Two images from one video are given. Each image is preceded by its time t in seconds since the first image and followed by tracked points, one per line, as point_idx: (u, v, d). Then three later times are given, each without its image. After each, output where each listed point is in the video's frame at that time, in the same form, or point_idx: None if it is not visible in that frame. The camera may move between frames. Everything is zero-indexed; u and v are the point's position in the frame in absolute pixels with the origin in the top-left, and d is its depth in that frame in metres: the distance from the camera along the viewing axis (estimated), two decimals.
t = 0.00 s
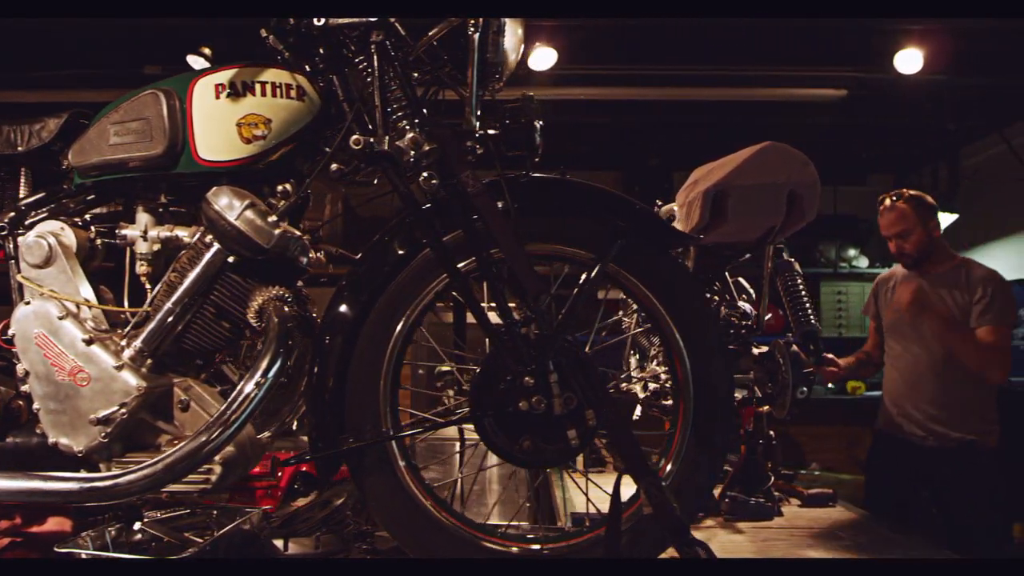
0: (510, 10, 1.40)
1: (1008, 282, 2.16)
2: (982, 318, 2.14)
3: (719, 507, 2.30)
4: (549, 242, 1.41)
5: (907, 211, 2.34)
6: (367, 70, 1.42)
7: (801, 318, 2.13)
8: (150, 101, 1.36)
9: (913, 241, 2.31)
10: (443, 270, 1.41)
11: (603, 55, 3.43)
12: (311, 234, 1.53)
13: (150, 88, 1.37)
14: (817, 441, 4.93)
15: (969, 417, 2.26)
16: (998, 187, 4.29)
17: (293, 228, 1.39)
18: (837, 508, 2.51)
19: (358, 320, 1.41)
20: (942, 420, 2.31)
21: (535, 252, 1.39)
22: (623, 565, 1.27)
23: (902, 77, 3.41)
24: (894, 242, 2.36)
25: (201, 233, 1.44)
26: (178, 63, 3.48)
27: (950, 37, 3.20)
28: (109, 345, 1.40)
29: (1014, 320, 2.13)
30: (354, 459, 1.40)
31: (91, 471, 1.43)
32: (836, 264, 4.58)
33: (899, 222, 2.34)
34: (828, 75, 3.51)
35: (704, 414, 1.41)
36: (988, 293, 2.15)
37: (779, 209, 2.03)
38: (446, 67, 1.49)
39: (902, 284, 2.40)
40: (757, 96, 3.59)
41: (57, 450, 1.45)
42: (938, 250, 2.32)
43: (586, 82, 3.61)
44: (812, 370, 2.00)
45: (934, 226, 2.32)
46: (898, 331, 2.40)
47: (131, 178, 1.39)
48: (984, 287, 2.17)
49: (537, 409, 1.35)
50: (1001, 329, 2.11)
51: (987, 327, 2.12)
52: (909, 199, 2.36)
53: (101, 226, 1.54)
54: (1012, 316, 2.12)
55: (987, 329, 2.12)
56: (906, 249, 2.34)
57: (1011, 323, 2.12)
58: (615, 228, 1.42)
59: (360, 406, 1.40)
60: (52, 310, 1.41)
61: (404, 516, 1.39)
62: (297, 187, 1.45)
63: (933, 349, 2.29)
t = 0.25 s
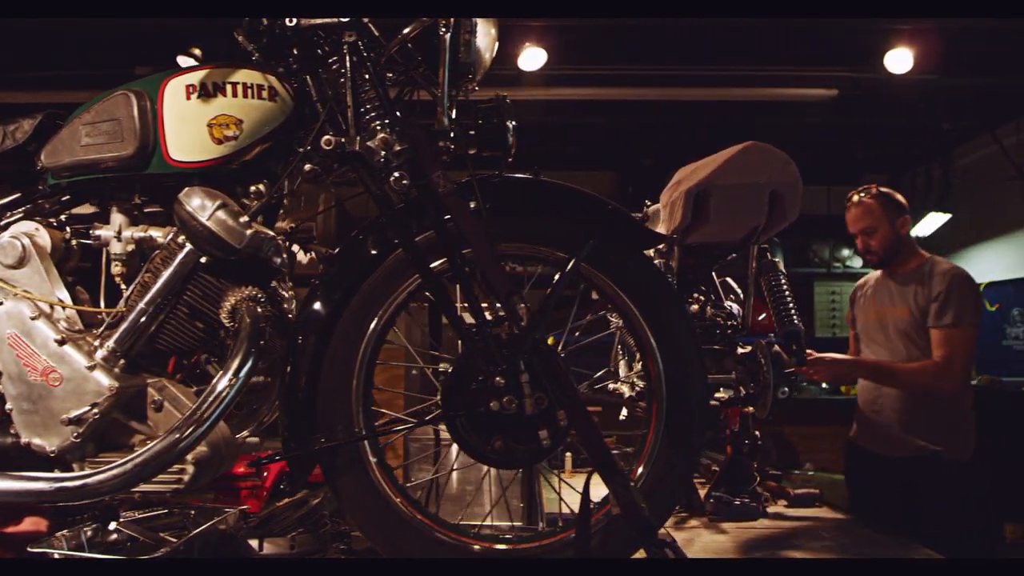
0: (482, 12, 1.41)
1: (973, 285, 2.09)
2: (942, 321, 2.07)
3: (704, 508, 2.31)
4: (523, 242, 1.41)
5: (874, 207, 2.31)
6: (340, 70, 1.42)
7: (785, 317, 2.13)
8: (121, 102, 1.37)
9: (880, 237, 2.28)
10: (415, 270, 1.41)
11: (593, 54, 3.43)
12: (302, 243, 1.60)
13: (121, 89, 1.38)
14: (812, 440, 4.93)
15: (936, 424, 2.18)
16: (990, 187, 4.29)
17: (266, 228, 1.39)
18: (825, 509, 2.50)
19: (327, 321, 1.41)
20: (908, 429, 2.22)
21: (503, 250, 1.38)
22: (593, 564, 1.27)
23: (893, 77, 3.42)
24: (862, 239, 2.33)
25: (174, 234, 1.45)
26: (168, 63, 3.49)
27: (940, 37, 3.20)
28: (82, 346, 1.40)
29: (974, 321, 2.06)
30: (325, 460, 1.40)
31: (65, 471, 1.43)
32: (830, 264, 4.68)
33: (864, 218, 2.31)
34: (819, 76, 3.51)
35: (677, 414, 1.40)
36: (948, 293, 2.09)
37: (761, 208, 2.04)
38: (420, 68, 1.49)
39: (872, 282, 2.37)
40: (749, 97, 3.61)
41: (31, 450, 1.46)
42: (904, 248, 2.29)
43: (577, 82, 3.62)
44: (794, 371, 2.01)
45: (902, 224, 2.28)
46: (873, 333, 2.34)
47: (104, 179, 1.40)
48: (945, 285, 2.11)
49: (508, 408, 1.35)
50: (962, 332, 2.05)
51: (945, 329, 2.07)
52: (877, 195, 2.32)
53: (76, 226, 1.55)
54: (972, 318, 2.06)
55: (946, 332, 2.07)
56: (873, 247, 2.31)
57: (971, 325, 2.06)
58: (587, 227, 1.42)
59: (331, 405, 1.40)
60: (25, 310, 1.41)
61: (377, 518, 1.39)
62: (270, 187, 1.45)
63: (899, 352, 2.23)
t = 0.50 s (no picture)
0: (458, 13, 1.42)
1: (932, 280, 2.08)
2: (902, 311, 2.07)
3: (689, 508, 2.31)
4: (498, 242, 1.40)
5: (835, 202, 2.37)
6: (314, 70, 1.42)
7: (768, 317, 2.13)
8: (94, 103, 1.38)
9: (841, 232, 2.35)
10: (388, 271, 1.41)
11: (584, 55, 3.43)
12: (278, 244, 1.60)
13: (94, 91, 1.39)
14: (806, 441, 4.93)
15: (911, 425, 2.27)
16: (982, 188, 4.31)
17: (241, 228, 1.40)
18: (812, 510, 2.50)
19: (300, 321, 1.41)
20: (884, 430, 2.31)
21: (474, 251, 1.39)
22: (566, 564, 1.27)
23: (883, 76, 3.42)
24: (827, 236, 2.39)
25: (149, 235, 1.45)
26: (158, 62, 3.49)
27: (930, 38, 3.21)
28: (56, 346, 1.41)
29: (935, 313, 2.06)
30: (298, 461, 1.40)
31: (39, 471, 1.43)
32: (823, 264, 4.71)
33: (827, 214, 2.38)
34: (810, 75, 3.51)
35: (650, 415, 1.40)
36: (907, 284, 2.10)
37: (746, 207, 2.05)
38: (394, 69, 1.49)
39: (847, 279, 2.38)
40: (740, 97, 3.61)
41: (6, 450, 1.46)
42: (867, 242, 2.31)
43: (568, 82, 3.62)
44: (776, 370, 2.00)
45: (861, 217, 2.31)
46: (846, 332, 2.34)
47: (77, 180, 1.41)
48: (905, 276, 2.12)
49: (480, 408, 1.35)
50: (920, 322, 2.04)
51: (905, 320, 2.07)
52: (841, 191, 2.37)
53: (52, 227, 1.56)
54: (932, 310, 2.06)
55: (906, 322, 2.06)
56: (838, 243, 2.37)
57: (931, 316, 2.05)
58: (560, 228, 1.43)
59: (304, 406, 1.40)
60: None
61: (351, 518, 1.39)
62: (244, 188, 1.45)
63: (867, 348, 2.24)
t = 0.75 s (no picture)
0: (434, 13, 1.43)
1: (871, 277, 2.05)
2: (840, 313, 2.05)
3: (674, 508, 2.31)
4: (473, 243, 1.41)
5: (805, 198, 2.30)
6: (288, 71, 1.42)
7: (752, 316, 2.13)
8: (68, 104, 1.39)
9: (811, 231, 2.29)
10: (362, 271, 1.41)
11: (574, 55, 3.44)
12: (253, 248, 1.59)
13: (68, 92, 1.40)
14: (801, 440, 4.93)
15: (890, 422, 2.13)
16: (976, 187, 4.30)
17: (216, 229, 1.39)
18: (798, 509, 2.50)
19: (275, 321, 1.41)
20: (859, 425, 2.19)
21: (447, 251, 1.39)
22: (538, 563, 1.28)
23: (875, 76, 3.41)
24: (799, 231, 2.35)
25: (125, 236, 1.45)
26: (148, 61, 3.49)
27: (919, 37, 3.21)
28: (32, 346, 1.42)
29: (875, 314, 2.03)
30: (272, 461, 1.40)
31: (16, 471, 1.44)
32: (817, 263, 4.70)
33: (800, 211, 2.31)
34: (802, 75, 3.50)
35: (625, 416, 1.41)
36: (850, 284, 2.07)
37: (727, 208, 2.06)
38: (369, 69, 1.50)
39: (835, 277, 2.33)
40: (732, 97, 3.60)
41: None
42: (837, 239, 2.25)
43: (559, 82, 3.63)
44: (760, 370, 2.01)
45: (828, 214, 2.25)
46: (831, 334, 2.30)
47: (52, 180, 1.41)
48: (850, 275, 2.09)
49: (453, 408, 1.35)
50: (856, 326, 2.02)
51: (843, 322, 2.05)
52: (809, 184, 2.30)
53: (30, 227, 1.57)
54: (872, 312, 2.03)
55: (845, 324, 2.04)
56: (810, 240, 2.32)
57: (871, 320, 2.03)
58: (535, 228, 1.43)
59: (278, 405, 1.40)
60: None
61: (325, 519, 1.39)
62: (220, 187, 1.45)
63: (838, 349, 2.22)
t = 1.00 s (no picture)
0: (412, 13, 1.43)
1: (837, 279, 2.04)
2: (805, 317, 2.03)
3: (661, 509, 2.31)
4: (449, 244, 1.41)
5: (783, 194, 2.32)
6: (265, 70, 1.42)
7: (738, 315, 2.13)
8: (43, 104, 1.40)
9: (790, 226, 2.31)
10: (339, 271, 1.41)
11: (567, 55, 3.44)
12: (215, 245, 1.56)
13: (44, 92, 1.42)
14: (796, 440, 4.91)
15: (876, 423, 2.06)
16: (972, 187, 4.29)
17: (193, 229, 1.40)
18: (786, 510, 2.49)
19: (251, 321, 1.41)
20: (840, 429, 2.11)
21: (423, 252, 1.39)
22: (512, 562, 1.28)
23: (869, 76, 3.40)
24: (780, 227, 2.37)
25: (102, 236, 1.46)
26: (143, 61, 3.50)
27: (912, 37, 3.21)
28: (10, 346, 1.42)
29: (841, 317, 2.01)
30: (249, 461, 1.40)
31: None
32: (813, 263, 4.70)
33: (780, 206, 2.32)
34: (795, 75, 3.50)
35: (600, 416, 1.41)
36: (815, 286, 2.06)
37: (713, 208, 2.04)
38: (346, 69, 1.49)
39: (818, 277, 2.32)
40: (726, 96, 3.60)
41: None
42: (813, 235, 2.29)
43: (552, 82, 3.63)
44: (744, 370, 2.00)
45: (804, 211, 2.27)
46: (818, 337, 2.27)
47: (28, 180, 1.41)
48: (816, 278, 2.08)
49: (428, 408, 1.35)
50: (821, 330, 2.01)
51: (809, 326, 2.04)
52: (786, 180, 2.31)
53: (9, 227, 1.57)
54: (837, 314, 2.01)
55: (811, 328, 2.03)
56: (790, 235, 2.35)
57: (835, 323, 2.01)
58: (511, 229, 1.43)
59: (255, 405, 1.41)
60: None
61: (301, 519, 1.39)
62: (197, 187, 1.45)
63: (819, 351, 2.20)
